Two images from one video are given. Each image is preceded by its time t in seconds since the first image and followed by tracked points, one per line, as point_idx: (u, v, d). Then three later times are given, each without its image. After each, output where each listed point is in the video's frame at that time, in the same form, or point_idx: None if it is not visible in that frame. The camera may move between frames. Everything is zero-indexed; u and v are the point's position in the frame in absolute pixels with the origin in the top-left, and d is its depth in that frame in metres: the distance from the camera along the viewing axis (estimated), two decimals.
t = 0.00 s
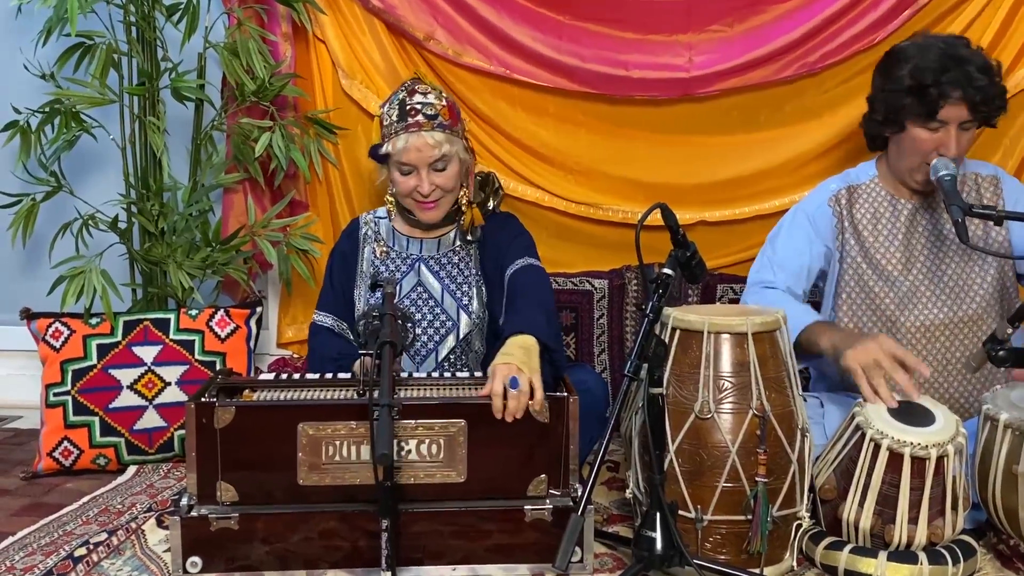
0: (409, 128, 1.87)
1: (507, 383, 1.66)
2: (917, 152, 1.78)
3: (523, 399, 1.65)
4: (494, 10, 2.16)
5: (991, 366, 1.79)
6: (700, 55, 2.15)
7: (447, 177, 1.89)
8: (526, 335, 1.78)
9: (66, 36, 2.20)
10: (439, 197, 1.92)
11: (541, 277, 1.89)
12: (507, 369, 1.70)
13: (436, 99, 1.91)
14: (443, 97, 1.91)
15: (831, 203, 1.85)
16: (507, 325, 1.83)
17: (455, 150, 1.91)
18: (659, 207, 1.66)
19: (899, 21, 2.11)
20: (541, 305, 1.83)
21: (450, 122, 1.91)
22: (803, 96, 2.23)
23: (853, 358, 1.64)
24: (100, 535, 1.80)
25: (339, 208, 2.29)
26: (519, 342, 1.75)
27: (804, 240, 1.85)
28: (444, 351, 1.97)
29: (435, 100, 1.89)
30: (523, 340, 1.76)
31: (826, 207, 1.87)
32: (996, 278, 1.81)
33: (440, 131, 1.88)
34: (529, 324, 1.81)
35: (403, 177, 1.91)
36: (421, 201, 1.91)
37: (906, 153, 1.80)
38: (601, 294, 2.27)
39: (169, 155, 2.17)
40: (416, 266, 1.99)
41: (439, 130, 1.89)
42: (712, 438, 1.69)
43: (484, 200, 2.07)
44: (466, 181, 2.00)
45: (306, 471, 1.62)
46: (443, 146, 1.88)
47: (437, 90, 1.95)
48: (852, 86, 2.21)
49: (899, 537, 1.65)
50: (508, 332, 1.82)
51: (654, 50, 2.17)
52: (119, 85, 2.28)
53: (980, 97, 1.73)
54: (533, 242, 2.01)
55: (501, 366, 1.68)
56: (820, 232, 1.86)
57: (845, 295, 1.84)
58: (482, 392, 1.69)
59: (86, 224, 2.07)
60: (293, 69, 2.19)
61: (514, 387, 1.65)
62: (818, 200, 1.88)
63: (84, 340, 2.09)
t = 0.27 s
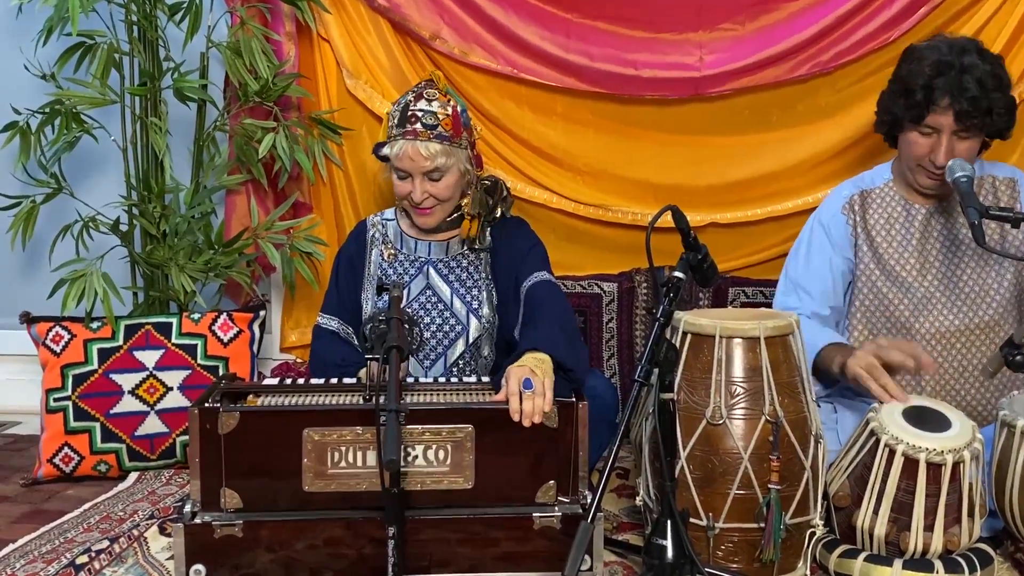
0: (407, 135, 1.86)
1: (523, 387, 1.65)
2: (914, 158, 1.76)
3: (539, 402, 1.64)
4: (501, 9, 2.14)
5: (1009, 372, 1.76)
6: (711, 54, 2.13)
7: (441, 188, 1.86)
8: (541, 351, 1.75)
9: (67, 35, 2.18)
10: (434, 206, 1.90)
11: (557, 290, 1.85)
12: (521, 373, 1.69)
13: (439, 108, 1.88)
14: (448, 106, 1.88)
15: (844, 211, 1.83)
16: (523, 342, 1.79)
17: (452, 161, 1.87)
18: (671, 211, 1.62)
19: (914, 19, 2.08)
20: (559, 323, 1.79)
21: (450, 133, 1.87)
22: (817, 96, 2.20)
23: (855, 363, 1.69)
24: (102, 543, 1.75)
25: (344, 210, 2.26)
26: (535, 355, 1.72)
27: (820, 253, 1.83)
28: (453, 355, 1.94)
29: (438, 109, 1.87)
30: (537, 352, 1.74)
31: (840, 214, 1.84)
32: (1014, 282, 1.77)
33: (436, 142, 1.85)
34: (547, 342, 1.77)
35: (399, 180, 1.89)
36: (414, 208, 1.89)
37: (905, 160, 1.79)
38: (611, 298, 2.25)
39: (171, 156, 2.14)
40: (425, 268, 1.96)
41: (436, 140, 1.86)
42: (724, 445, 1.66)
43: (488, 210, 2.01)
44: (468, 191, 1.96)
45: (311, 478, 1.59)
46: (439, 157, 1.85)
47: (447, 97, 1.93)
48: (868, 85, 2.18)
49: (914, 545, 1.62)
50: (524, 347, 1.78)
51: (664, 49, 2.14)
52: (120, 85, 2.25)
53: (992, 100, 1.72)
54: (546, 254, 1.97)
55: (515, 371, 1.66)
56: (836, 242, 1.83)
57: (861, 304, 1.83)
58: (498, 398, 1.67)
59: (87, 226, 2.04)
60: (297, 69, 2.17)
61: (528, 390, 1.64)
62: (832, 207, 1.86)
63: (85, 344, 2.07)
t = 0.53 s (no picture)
0: (427, 136, 1.83)
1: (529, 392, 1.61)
2: (931, 156, 1.75)
3: (546, 408, 1.61)
4: (508, 9, 2.13)
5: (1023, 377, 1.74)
6: (721, 54, 2.11)
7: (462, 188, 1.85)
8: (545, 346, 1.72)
9: (69, 36, 2.16)
10: (453, 207, 1.88)
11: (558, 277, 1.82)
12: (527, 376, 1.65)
13: (455, 108, 1.86)
14: (462, 105, 1.87)
15: (856, 212, 1.81)
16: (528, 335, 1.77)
17: (472, 160, 1.87)
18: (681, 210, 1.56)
19: (926, 19, 2.07)
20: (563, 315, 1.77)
21: (468, 132, 1.87)
22: (829, 96, 2.18)
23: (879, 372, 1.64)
24: (105, 548, 1.75)
25: (348, 211, 2.24)
26: (539, 352, 1.69)
27: (831, 254, 1.82)
28: (457, 359, 1.93)
29: (455, 109, 1.85)
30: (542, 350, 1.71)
31: (852, 216, 1.82)
32: None
33: (458, 141, 1.84)
34: (550, 334, 1.74)
35: (416, 184, 1.86)
36: (433, 211, 1.86)
37: (921, 157, 1.77)
38: (618, 301, 2.23)
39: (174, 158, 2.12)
40: (429, 272, 1.94)
41: (457, 140, 1.85)
42: (733, 449, 1.64)
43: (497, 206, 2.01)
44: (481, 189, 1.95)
45: (316, 482, 1.57)
46: (461, 157, 1.84)
47: (456, 96, 1.91)
48: (880, 85, 2.16)
49: (926, 550, 1.60)
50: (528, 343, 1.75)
51: (672, 49, 2.13)
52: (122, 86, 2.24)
53: (1003, 100, 1.71)
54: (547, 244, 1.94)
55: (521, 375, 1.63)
56: (847, 244, 1.82)
57: (872, 306, 1.81)
58: (504, 402, 1.64)
59: (89, 228, 2.02)
60: (301, 69, 2.15)
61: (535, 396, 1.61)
62: (843, 208, 1.84)
63: (87, 347, 2.05)
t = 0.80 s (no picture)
0: (445, 137, 1.82)
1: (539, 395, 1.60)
2: (937, 146, 1.74)
3: (556, 408, 1.59)
4: (515, 9, 2.11)
5: None
6: (731, 53, 2.09)
7: (480, 186, 1.84)
8: (552, 353, 1.71)
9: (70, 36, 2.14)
10: (471, 207, 1.87)
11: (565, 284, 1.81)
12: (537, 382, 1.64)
13: (466, 107, 1.85)
14: (471, 103, 1.87)
15: (867, 217, 1.79)
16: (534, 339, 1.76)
17: (488, 158, 1.86)
18: (687, 212, 1.52)
19: (940, 18, 2.04)
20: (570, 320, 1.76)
21: (483, 130, 1.85)
22: (841, 96, 2.15)
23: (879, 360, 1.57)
24: (107, 555, 1.71)
25: (351, 213, 2.22)
26: (548, 357, 1.69)
27: (841, 261, 1.80)
28: (461, 363, 1.90)
29: (466, 108, 1.84)
30: (550, 357, 1.69)
31: (862, 221, 1.81)
32: None
33: (474, 139, 1.83)
34: (558, 341, 1.73)
35: (433, 186, 1.84)
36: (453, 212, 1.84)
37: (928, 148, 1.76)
38: (626, 304, 2.21)
39: (176, 159, 2.10)
40: (434, 274, 1.92)
41: (473, 139, 1.84)
42: (743, 455, 1.62)
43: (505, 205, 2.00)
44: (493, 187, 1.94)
45: (320, 490, 1.54)
46: (478, 155, 1.83)
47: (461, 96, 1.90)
48: (894, 84, 2.13)
49: (938, 559, 1.56)
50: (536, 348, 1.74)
51: (681, 49, 2.10)
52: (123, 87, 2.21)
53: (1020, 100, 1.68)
54: (556, 250, 1.93)
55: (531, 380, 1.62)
56: (857, 249, 1.80)
57: (883, 313, 1.79)
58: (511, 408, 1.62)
59: (89, 231, 2.00)
60: (305, 69, 2.13)
61: (545, 398, 1.60)
62: (854, 214, 1.83)
63: (88, 352, 2.03)
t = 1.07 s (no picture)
0: (425, 143, 1.80)
1: (546, 396, 1.57)
2: (954, 141, 1.72)
3: (563, 411, 1.56)
4: (522, 6, 2.09)
5: None
6: (740, 51, 2.07)
7: (461, 197, 1.81)
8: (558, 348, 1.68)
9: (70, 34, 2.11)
10: (455, 215, 1.84)
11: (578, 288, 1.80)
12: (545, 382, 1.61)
13: (459, 114, 1.81)
14: (467, 111, 1.82)
15: (883, 213, 1.78)
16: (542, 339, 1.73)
17: (474, 170, 1.82)
18: (692, 217, 1.53)
19: (953, 15, 2.02)
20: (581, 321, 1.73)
21: (472, 140, 1.81)
22: (853, 95, 2.13)
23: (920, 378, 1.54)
24: (109, 560, 1.69)
25: (354, 213, 2.19)
26: (553, 355, 1.65)
27: (856, 258, 1.79)
28: (471, 367, 1.88)
29: (457, 116, 1.80)
30: (557, 354, 1.66)
31: (879, 219, 1.79)
32: None
33: (457, 151, 1.79)
34: (565, 338, 1.70)
35: (416, 190, 1.83)
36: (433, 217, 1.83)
37: (945, 143, 1.74)
38: (635, 306, 2.18)
39: (177, 159, 2.07)
40: (442, 276, 1.90)
41: (457, 150, 1.80)
42: (753, 459, 1.60)
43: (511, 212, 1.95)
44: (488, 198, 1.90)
45: (325, 492, 1.52)
46: (460, 166, 1.80)
47: (466, 101, 1.85)
48: (906, 83, 2.11)
49: (952, 564, 1.54)
50: (543, 346, 1.71)
51: (690, 46, 2.08)
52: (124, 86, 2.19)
53: None
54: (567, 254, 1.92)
55: (537, 380, 1.59)
56: (873, 245, 1.79)
57: (897, 312, 1.78)
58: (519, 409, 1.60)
59: (90, 231, 1.97)
60: (308, 68, 2.11)
61: (552, 399, 1.57)
62: (870, 209, 1.81)
63: (88, 354, 2.01)
